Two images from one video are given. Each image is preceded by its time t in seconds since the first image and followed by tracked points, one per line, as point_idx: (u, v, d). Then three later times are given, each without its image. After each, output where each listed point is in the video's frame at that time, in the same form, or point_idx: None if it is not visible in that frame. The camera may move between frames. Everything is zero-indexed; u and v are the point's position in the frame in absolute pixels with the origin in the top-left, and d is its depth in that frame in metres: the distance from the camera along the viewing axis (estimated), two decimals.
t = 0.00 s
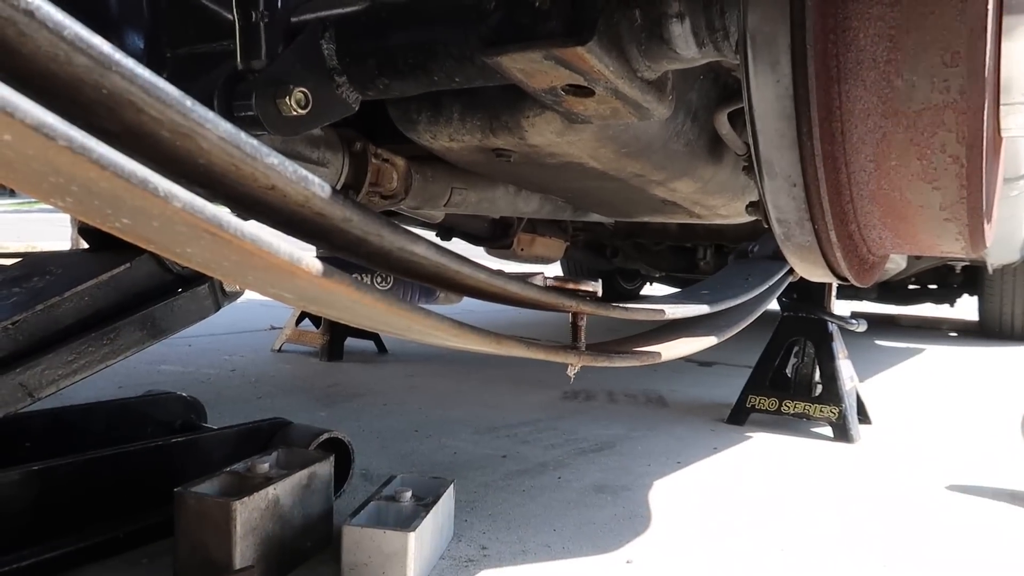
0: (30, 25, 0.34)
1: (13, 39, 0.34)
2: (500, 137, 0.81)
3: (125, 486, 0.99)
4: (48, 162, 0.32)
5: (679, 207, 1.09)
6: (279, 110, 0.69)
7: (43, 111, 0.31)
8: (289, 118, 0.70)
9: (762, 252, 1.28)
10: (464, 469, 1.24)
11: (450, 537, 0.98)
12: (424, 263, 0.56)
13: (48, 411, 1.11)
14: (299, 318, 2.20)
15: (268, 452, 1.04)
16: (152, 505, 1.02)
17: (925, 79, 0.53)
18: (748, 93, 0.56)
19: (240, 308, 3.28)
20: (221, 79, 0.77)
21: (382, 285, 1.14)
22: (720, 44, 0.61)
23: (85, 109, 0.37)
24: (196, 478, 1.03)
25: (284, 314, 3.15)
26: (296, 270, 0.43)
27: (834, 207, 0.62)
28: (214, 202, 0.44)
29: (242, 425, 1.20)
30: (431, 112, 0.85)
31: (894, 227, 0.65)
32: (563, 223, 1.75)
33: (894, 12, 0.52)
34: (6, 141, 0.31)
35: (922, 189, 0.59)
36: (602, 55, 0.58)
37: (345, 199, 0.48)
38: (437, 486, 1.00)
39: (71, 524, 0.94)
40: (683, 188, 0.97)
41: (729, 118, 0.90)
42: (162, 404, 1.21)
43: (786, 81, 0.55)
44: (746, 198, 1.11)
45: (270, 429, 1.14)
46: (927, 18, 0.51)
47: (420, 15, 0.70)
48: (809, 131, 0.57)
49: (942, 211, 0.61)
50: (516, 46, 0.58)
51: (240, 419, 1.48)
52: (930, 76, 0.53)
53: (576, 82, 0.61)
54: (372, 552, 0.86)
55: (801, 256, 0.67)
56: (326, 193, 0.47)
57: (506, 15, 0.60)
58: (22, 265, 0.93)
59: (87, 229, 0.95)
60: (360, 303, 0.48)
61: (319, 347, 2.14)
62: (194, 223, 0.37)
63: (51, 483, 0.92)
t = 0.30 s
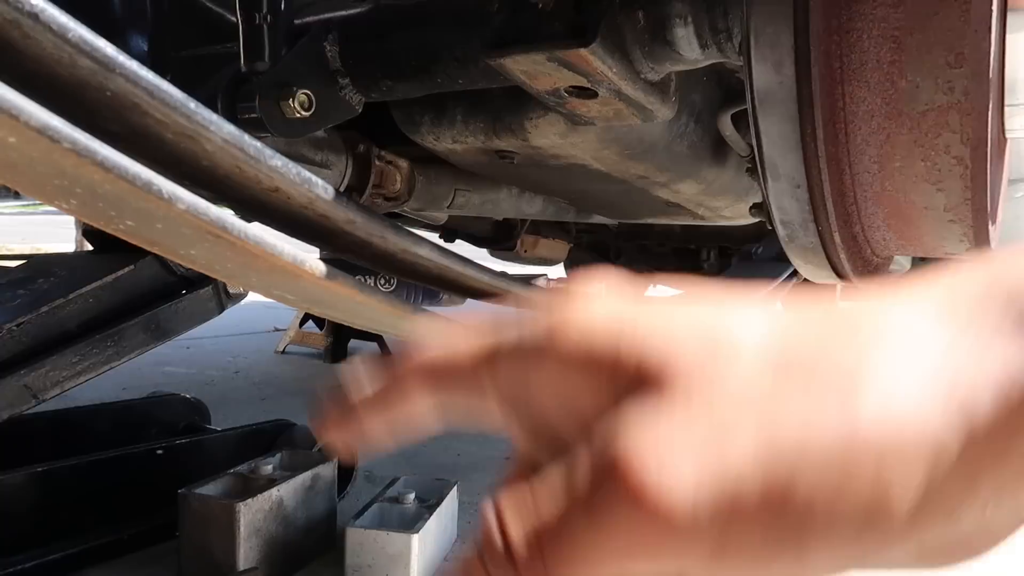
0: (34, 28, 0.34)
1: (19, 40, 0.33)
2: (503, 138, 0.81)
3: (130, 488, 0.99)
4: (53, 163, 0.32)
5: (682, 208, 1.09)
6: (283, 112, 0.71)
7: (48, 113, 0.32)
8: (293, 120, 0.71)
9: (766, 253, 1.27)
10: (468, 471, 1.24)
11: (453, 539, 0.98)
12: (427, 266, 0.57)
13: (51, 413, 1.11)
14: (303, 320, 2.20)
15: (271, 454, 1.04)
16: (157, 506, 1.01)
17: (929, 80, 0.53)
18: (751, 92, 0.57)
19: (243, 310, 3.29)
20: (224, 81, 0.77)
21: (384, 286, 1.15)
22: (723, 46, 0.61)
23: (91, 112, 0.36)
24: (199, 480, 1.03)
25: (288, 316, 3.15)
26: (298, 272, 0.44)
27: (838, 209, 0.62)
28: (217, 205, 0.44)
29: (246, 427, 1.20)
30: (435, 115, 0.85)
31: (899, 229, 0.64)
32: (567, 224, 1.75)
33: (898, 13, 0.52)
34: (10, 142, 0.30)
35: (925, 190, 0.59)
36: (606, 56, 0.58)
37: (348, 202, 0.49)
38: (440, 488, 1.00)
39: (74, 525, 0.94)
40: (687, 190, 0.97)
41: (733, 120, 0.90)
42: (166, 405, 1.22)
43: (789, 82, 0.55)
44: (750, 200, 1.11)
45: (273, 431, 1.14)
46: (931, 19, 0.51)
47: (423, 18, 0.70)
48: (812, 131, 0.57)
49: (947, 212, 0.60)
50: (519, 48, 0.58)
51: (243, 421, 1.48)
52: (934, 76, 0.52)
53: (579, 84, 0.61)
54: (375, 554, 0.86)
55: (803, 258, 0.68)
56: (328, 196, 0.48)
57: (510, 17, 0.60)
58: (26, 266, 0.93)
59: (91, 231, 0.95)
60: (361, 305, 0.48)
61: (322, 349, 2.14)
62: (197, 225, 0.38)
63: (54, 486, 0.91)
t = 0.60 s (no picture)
0: (40, 30, 0.34)
1: (24, 42, 0.34)
2: (507, 139, 0.81)
3: (134, 488, 0.99)
4: (56, 164, 0.32)
5: (686, 209, 1.09)
6: (287, 113, 0.69)
7: (52, 114, 0.31)
8: (296, 120, 0.70)
9: (770, 254, 1.27)
10: (471, 472, 1.24)
11: (457, 540, 0.98)
12: (431, 266, 0.56)
13: (56, 414, 1.11)
14: (306, 321, 2.20)
15: (275, 454, 1.04)
16: (162, 507, 1.02)
17: (933, 81, 0.53)
18: (755, 91, 0.56)
19: (246, 311, 3.29)
20: (229, 82, 0.77)
21: (387, 286, 1.18)
22: (727, 46, 0.61)
23: (96, 114, 0.37)
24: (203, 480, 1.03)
25: (292, 317, 3.15)
26: (303, 273, 0.43)
27: (843, 209, 0.62)
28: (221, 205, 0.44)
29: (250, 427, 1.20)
30: (438, 116, 0.85)
31: (903, 229, 0.64)
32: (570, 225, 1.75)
33: (901, 14, 0.52)
34: (15, 144, 0.31)
35: (931, 191, 0.59)
36: (610, 57, 0.58)
37: (352, 202, 0.49)
38: (444, 488, 1.00)
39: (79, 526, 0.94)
40: (690, 190, 0.97)
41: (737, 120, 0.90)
42: (171, 406, 1.22)
43: (793, 83, 0.55)
44: (753, 200, 1.10)
45: (277, 431, 1.14)
46: (935, 20, 0.51)
47: (426, 19, 0.70)
48: (817, 132, 0.57)
49: (951, 213, 0.60)
50: (522, 49, 0.58)
51: (247, 422, 1.48)
52: (938, 77, 0.52)
53: (583, 84, 0.61)
54: (379, 554, 0.86)
55: (809, 259, 0.67)
56: (333, 197, 0.47)
57: (513, 19, 0.60)
58: (31, 267, 0.93)
59: (96, 232, 0.95)
60: (367, 305, 0.48)
61: (326, 350, 2.14)
62: (201, 226, 0.37)
63: (58, 486, 0.92)
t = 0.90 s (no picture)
0: (44, 30, 0.34)
1: (29, 43, 0.34)
2: (510, 140, 0.81)
3: (138, 488, 0.99)
4: (61, 164, 0.32)
5: (689, 210, 1.09)
6: (290, 114, 0.69)
7: (57, 115, 0.31)
8: (300, 122, 0.70)
9: (774, 255, 1.27)
10: (474, 473, 1.24)
11: (459, 541, 0.98)
12: (435, 267, 0.56)
13: (60, 413, 1.11)
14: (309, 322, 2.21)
15: (278, 454, 1.04)
16: (165, 506, 1.02)
17: (938, 82, 0.52)
18: (759, 92, 0.56)
19: (250, 311, 3.30)
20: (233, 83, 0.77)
21: (392, 289, 1.20)
22: (731, 47, 0.61)
23: (100, 113, 0.37)
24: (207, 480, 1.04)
25: (295, 318, 3.16)
26: (306, 274, 0.43)
27: (846, 210, 0.62)
28: (224, 206, 0.44)
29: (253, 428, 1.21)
30: (441, 116, 0.85)
31: (907, 231, 0.64)
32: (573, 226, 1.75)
33: (905, 15, 0.52)
34: (20, 144, 0.31)
35: (935, 193, 0.59)
36: (613, 58, 0.58)
37: (355, 203, 0.49)
38: (447, 489, 1.00)
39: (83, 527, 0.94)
40: (694, 191, 0.97)
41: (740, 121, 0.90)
42: (174, 406, 1.22)
43: (797, 84, 0.55)
44: (757, 201, 1.10)
45: (280, 431, 1.14)
46: (939, 21, 0.51)
47: (429, 20, 0.70)
48: (820, 133, 0.57)
49: (956, 214, 0.60)
50: (526, 50, 0.58)
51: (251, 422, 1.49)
52: (943, 78, 0.52)
53: (586, 85, 0.61)
54: (382, 555, 0.86)
55: (813, 261, 0.67)
56: (336, 198, 0.47)
57: (516, 19, 0.61)
58: (35, 267, 0.94)
59: (100, 233, 0.96)
60: (369, 306, 0.48)
61: (329, 350, 2.14)
62: (204, 226, 0.37)
63: (63, 486, 0.92)
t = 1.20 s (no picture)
0: (48, 32, 0.34)
1: (33, 45, 0.34)
2: (514, 141, 0.81)
3: (142, 488, 0.99)
4: (66, 166, 0.32)
5: (693, 211, 1.09)
6: (293, 116, 0.69)
7: (61, 117, 0.31)
8: (303, 123, 0.70)
9: (777, 256, 1.27)
10: (478, 474, 1.24)
11: (463, 542, 0.98)
12: (439, 268, 0.56)
13: (64, 414, 1.12)
14: (313, 323, 2.21)
15: (282, 455, 1.04)
16: (169, 507, 1.02)
17: (942, 83, 0.52)
18: (762, 92, 0.56)
19: (253, 312, 3.30)
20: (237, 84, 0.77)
21: (396, 289, 1.21)
22: (734, 47, 0.61)
23: (104, 115, 0.37)
24: (211, 480, 1.04)
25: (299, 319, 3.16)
26: (310, 275, 0.43)
27: (850, 211, 0.62)
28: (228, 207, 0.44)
29: (256, 428, 1.21)
30: (445, 117, 0.85)
31: (912, 232, 0.64)
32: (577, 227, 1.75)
33: (910, 16, 0.51)
34: (25, 146, 0.31)
35: (939, 193, 0.59)
36: (616, 59, 0.58)
37: (359, 204, 0.49)
38: (450, 490, 1.00)
39: (87, 527, 0.94)
40: (697, 193, 0.96)
41: (744, 122, 0.90)
42: (178, 407, 1.22)
43: (801, 84, 0.55)
44: (761, 202, 1.10)
45: (284, 432, 1.14)
46: (943, 21, 0.50)
47: (432, 21, 0.70)
48: (824, 134, 0.57)
49: (960, 215, 0.60)
50: (529, 50, 0.58)
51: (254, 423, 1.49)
52: (947, 78, 0.52)
53: (589, 86, 0.61)
54: (386, 556, 0.86)
55: (816, 262, 0.67)
56: (340, 199, 0.47)
57: (519, 20, 0.61)
58: (40, 268, 0.94)
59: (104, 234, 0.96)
60: (372, 307, 0.48)
61: (332, 351, 2.15)
62: (208, 227, 0.37)
63: (67, 486, 0.92)
